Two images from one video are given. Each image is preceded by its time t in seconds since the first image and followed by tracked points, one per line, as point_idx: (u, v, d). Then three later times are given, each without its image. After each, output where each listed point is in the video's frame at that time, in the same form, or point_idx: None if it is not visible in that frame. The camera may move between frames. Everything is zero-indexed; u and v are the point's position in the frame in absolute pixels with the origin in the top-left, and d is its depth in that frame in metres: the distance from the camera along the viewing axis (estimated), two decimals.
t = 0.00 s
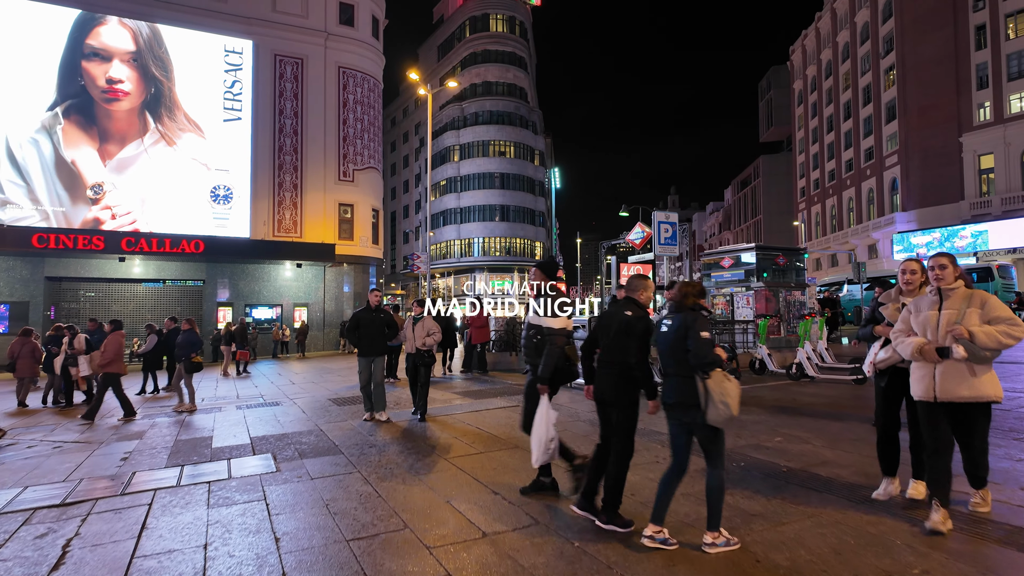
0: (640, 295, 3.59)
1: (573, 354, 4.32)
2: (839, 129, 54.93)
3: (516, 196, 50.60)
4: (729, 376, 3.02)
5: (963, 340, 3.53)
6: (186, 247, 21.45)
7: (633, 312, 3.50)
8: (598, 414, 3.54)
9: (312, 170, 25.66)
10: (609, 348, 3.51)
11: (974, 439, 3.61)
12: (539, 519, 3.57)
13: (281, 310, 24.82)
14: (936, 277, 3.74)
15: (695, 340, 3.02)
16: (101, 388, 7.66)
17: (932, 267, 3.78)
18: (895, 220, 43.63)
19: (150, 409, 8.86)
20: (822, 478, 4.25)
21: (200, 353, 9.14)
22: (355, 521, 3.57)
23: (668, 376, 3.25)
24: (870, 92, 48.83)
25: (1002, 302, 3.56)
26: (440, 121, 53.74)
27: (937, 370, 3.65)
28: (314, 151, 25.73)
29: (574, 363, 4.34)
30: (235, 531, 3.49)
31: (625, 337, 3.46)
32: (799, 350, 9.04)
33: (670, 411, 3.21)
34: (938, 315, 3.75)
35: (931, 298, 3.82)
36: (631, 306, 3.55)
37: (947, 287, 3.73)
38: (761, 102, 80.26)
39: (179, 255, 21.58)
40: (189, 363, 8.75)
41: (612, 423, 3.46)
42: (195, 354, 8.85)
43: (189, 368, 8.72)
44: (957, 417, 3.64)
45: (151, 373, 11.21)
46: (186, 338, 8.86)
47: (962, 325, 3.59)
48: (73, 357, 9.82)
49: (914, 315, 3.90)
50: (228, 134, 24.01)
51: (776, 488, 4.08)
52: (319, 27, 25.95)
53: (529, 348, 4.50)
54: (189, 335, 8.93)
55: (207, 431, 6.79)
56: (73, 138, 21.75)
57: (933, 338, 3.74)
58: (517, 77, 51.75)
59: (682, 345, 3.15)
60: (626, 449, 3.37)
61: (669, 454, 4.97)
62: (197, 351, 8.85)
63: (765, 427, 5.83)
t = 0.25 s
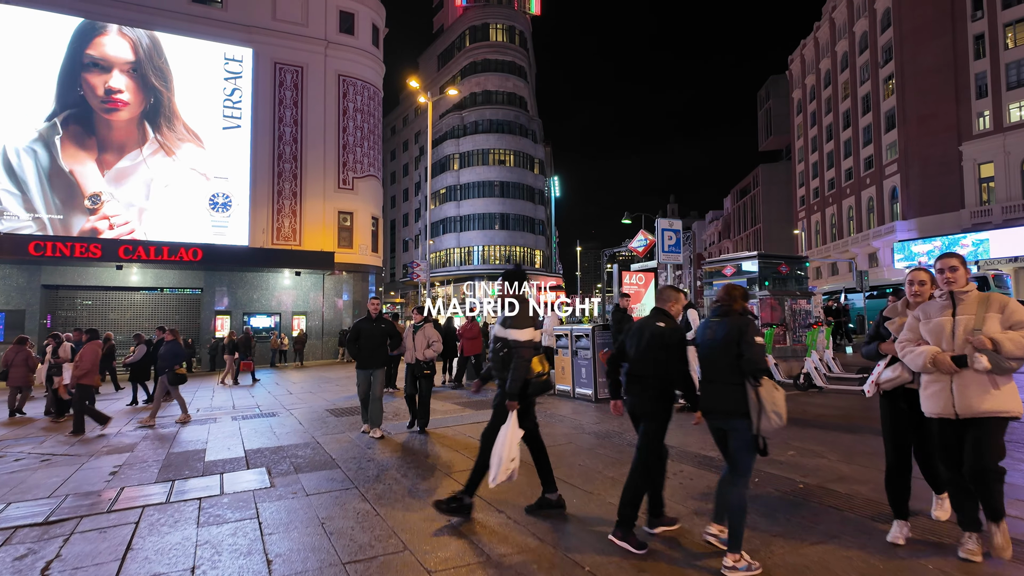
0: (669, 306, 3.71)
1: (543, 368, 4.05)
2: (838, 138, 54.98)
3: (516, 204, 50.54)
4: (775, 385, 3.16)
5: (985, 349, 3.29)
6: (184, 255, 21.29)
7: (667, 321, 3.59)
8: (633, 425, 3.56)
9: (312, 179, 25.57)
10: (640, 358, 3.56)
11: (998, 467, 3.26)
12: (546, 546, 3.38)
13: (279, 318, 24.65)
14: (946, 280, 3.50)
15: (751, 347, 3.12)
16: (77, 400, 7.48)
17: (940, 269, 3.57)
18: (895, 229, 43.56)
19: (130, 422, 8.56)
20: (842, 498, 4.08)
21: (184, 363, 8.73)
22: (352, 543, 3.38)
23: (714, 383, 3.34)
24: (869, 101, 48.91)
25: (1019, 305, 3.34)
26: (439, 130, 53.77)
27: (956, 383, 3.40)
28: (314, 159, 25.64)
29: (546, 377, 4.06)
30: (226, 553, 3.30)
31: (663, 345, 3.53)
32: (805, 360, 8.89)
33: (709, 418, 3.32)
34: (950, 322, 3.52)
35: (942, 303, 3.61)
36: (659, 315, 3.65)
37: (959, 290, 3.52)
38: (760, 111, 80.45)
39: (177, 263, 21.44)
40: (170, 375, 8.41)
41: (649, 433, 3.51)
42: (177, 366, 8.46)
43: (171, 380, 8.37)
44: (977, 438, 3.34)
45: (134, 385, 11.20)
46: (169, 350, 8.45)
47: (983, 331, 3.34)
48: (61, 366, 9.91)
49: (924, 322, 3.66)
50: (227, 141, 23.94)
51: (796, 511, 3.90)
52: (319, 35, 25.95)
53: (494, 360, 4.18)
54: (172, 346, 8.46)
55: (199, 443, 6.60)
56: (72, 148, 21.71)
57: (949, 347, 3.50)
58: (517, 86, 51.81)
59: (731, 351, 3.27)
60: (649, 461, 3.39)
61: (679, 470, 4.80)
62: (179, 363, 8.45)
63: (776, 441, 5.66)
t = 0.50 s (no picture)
0: (708, 313, 3.70)
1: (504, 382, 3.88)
2: (838, 146, 55.03)
3: (516, 212, 50.47)
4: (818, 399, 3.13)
5: (1007, 373, 2.72)
6: (182, 262, 21.15)
7: (709, 328, 3.59)
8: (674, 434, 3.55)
9: (311, 185, 25.47)
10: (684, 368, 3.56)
11: None
12: (557, 569, 3.19)
13: (277, 326, 24.47)
14: (969, 293, 2.93)
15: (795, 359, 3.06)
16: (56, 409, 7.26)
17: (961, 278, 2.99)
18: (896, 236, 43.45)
19: (111, 434, 8.30)
20: (871, 517, 3.90)
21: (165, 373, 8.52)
22: (348, 566, 3.17)
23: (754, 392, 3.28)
24: (869, 109, 48.97)
25: None
26: (439, 138, 53.77)
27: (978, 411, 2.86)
28: (314, 166, 25.56)
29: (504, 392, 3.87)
30: None
31: (705, 356, 3.52)
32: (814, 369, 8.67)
33: (751, 429, 3.29)
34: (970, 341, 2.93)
35: (965, 317, 2.99)
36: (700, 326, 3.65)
37: (984, 303, 2.90)
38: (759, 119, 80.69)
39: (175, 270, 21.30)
40: (148, 383, 8.14)
41: (689, 447, 3.50)
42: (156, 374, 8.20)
43: (148, 389, 8.09)
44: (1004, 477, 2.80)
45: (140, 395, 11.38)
46: (149, 356, 8.25)
47: (1006, 353, 2.74)
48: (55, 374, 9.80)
49: (943, 340, 3.06)
50: (226, 148, 23.86)
51: (821, 531, 3.73)
52: (320, 42, 25.93)
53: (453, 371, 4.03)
54: (152, 353, 8.32)
55: (194, 455, 6.41)
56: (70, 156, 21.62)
57: (969, 369, 2.91)
58: (517, 94, 51.85)
59: (774, 362, 3.23)
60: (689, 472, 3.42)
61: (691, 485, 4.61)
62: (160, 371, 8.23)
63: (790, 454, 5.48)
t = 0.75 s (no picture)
0: (759, 321, 3.67)
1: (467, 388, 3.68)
2: (838, 153, 55.09)
3: (516, 219, 50.40)
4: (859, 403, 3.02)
5: None
6: (181, 268, 21.03)
7: (755, 337, 3.56)
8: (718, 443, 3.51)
9: (311, 192, 25.36)
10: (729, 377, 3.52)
11: None
12: None
13: (276, 333, 24.32)
14: (994, 290, 2.73)
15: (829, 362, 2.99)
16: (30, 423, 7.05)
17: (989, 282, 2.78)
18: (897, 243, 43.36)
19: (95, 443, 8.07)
20: (894, 536, 3.74)
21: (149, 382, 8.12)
22: None
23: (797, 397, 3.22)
24: (868, 116, 49.05)
25: None
26: (439, 145, 53.78)
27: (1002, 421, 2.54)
28: (314, 172, 25.46)
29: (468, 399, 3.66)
30: None
31: (745, 364, 3.48)
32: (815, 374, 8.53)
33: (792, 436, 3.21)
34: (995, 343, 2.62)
35: (992, 319, 2.69)
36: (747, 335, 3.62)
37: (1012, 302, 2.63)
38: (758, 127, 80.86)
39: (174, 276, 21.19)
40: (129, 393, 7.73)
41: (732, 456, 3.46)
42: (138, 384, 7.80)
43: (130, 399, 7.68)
44: None
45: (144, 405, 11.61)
46: (130, 365, 7.85)
47: None
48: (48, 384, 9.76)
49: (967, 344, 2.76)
50: (225, 155, 23.82)
51: (843, 550, 3.58)
52: (320, 49, 25.89)
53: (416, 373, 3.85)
54: (134, 361, 7.92)
55: (187, 467, 6.22)
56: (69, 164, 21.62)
57: (995, 377, 2.59)
58: (517, 101, 51.93)
59: (810, 366, 3.16)
60: (725, 485, 3.35)
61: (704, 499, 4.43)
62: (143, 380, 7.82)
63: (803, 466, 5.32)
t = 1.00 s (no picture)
0: (816, 321, 3.63)
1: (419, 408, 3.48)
2: (837, 159, 55.13)
3: (516, 225, 50.26)
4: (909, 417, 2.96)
5: None
6: (178, 275, 20.81)
7: (809, 337, 3.54)
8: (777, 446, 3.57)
9: (310, 197, 25.21)
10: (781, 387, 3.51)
11: None
12: None
13: (275, 339, 24.12)
14: None
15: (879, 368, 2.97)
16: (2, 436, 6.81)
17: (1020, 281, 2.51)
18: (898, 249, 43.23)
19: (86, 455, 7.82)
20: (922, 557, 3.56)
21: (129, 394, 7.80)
22: None
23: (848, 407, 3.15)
24: (868, 122, 49.08)
25: None
26: (439, 151, 53.74)
27: None
28: (313, 178, 25.32)
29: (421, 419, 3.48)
30: None
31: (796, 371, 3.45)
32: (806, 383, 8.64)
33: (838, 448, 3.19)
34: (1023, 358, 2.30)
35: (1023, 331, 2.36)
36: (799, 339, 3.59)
37: None
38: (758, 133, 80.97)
39: (172, 283, 21.05)
40: (108, 404, 7.43)
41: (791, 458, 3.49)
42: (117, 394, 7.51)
43: (108, 410, 7.38)
44: None
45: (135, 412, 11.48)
46: (109, 374, 7.60)
47: None
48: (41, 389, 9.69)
49: (994, 360, 2.42)
50: (224, 160, 23.72)
51: (868, 570, 3.41)
52: (320, 54, 25.84)
53: (365, 394, 3.51)
54: (114, 370, 7.67)
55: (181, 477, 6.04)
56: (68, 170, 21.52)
57: None
58: (517, 107, 51.93)
59: (854, 376, 3.13)
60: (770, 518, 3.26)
61: (720, 512, 4.21)
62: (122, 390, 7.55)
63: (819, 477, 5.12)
